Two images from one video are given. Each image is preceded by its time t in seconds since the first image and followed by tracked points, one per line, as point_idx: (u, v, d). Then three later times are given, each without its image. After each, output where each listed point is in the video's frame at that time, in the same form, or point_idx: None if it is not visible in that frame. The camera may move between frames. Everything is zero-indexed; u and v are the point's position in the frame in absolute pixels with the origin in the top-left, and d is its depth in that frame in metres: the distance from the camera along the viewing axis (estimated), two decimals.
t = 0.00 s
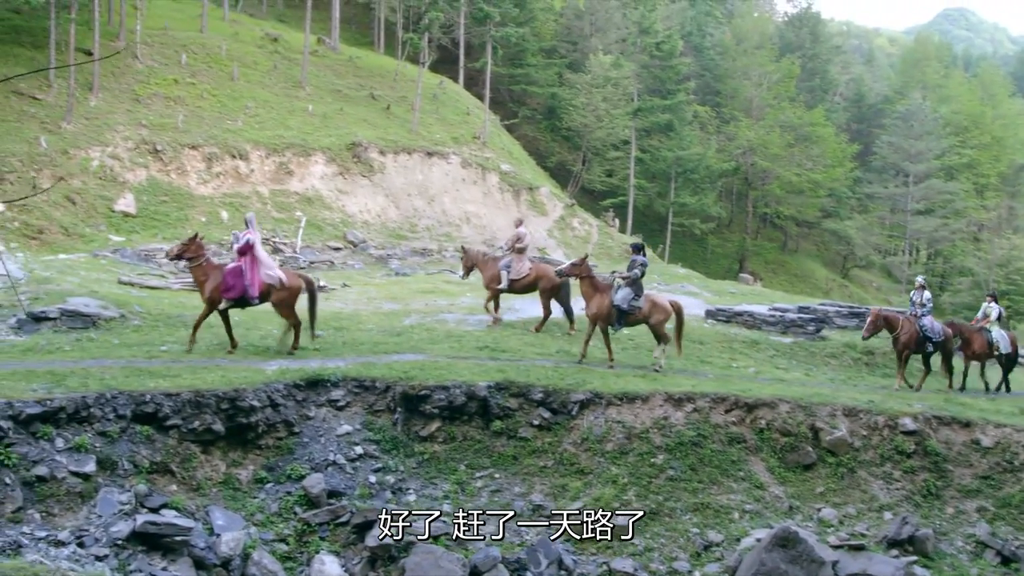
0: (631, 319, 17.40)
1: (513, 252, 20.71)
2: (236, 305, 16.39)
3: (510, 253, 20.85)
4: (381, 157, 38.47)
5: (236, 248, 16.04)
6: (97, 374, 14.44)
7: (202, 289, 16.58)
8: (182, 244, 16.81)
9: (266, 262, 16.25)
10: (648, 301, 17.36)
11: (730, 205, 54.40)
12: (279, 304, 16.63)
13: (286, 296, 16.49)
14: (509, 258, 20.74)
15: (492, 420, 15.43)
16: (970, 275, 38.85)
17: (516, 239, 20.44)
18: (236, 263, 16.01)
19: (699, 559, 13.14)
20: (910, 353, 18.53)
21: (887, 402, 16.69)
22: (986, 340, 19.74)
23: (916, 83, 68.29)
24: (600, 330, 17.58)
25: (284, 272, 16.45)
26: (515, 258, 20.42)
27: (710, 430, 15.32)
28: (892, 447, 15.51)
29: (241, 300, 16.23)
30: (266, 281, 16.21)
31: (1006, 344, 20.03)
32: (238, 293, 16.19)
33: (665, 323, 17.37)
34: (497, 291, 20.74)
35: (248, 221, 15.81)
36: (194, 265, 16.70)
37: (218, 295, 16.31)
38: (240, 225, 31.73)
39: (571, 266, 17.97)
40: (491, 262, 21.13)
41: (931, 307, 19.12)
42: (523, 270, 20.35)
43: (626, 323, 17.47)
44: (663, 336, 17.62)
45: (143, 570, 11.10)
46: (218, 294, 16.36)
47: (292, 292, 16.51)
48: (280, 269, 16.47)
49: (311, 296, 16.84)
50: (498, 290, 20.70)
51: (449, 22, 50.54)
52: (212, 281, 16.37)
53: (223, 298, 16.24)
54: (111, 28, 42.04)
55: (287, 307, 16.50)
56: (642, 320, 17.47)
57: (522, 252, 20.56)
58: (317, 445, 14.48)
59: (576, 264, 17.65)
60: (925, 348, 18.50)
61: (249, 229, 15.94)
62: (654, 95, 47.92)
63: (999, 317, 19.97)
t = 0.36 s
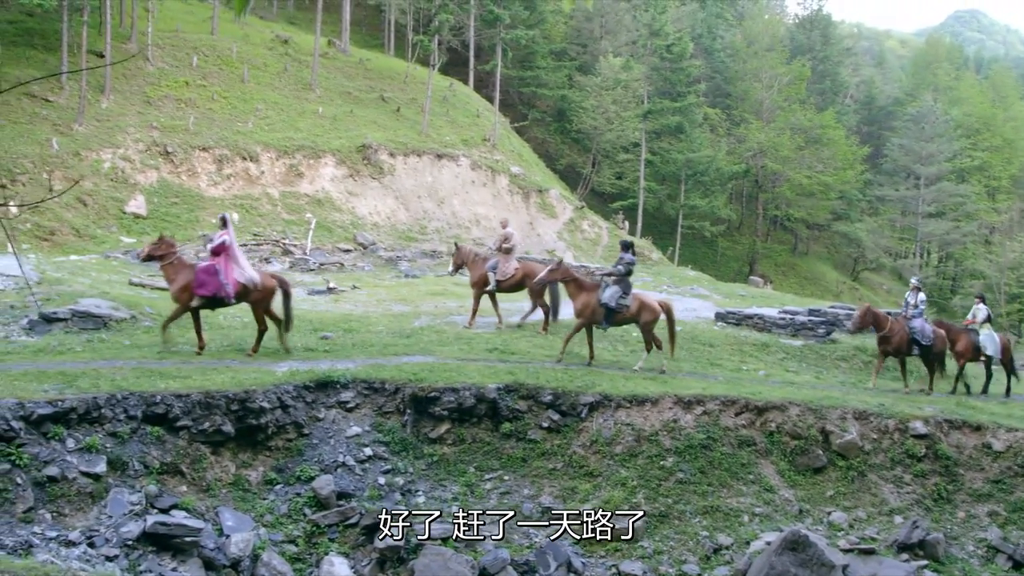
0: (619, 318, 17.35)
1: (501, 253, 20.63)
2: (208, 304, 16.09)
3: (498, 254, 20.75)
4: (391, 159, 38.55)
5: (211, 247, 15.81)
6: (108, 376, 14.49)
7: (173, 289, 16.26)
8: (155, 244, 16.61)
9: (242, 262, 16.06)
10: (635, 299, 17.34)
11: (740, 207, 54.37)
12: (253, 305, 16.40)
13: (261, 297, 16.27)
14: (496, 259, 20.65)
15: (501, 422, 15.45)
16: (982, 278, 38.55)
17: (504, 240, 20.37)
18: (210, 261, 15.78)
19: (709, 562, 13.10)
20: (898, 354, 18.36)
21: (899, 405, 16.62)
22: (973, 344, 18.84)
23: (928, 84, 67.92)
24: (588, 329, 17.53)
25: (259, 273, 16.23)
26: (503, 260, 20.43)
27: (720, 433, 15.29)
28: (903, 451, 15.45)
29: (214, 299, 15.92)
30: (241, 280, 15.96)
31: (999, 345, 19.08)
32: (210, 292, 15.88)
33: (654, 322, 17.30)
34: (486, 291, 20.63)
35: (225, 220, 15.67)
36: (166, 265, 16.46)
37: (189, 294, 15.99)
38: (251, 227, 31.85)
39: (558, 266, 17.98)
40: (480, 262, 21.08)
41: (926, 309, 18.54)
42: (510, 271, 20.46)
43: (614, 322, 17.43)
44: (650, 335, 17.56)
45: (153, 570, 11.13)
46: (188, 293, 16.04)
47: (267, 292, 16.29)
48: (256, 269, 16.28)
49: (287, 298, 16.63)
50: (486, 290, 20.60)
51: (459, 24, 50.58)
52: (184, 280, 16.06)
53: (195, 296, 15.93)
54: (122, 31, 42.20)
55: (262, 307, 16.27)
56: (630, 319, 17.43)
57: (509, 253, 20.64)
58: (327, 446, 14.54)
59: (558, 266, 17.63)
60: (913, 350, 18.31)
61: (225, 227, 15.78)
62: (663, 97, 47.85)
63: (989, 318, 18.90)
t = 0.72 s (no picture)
0: (602, 316, 17.23)
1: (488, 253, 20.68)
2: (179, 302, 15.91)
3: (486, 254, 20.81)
4: (397, 159, 38.60)
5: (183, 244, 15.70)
6: (113, 375, 14.52)
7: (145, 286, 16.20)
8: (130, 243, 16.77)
9: (212, 258, 15.74)
10: (616, 296, 17.19)
11: (745, 207, 54.37)
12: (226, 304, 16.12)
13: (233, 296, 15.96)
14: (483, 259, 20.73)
15: (506, 422, 15.47)
16: (988, 278, 38.38)
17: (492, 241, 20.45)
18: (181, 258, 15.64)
19: (714, 562, 13.09)
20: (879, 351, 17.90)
21: (904, 406, 16.59)
22: (955, 343, 18.41)
23: (934, 84, 67.78)
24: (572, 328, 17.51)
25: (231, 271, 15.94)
26: (489, 259, 20.60)
27: (725, 433, 15.27)
28: (909, 451, 15.41)
29: (184, 296, 15.73)
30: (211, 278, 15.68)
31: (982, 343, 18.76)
32: (181, 289, 15.71)
33: (637, 318, 17.03)
34: (471, 290, 20.71)
35: (198, 217, 15.57)
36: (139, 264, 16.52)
37: (160, 292, 15.86)
38: (256, 227, 31.92)
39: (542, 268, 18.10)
40: (467, 262, 21.22)
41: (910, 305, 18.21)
42: (497, 270, 20.57)
43: (598, 320, 17.32)
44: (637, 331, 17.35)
45: (158, 569, 11.14)
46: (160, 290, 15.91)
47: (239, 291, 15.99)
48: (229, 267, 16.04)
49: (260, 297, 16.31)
50: (471, 289, 20.66)
51: (464, 25, 50.58)
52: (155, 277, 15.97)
53: (165, 293, 15.80)
54: (128, 31, 42.29)
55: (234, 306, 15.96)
56: (614, 316, 17.27)
57: (497, 253, 20.76)
58: (332, 446, 14.58)
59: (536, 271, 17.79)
60: (895, 347, 17.81)
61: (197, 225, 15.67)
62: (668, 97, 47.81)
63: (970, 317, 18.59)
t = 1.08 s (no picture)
0: (587, 316, 17.25)
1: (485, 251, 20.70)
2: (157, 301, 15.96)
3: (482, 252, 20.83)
4: (405, 160, 38.66)
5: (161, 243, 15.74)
6: (123, 375, 14.55)
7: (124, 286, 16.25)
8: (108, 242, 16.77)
9: (192, 258, 15.87)
10: (601, 296, 17.14)
11: (754, 208, 54.30)
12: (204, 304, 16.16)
13: (210, 295, 16.00)
14: (480, 257, 20.75)
15: (514, 423, 15.47)
16: (999, 279, 38.15)
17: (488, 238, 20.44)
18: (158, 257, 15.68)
19: (723, 564, 13.07)
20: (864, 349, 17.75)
21: (914, 408, 16.54)
22: (939, 340, 18.60)
23: (944, 85, 67.59)
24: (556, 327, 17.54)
25: (209, 270, 15.99)
26: (486, 258, 20.63)
27: (734, 435, 15.25)
28: (918, 454, 15.35)
29: (162, 296, 15.77)
30: (189, 277, 15.75)
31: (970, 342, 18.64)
32: (159, 289, 15.77)
33: (623, 317, 17.03)
34: (470, 290, 20.81)
35: (176, 217, 15.59)
36: (118, 263, 16.55)
37: (138, 291, 15.92)
38: (266, 227, 32.00)
39: (531, 264, 18.03)
40: (464, 261, 21.25)
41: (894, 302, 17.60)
42: (494, 269, 20.61)
43: (582, 319, 17.36)
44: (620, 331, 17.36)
45: (167, 569, 11.18)
46: (138, 290, 15.97)
47: (217, 290, 16.02)
48: (207, 266, 16.08)
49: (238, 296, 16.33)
50: (470, 289, 20.74)
51: (474, 25, 50.61)
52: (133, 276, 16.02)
53: (143, 292, 15.84)
54: (138, 31, 42.45)
55: (212, 306, 16.01)
56: (598, 316, 17.28)
57: (494, 251, 20.78)
58: (340, 446, 14.61)
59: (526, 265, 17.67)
60: (879, 345, 17.65)
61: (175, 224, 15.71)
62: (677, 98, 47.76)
63: (954, 315, 18.59)
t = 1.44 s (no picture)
0: (579, 312, 17.25)
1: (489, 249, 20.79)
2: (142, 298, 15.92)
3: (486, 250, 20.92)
4: (420, 159, 38.71)
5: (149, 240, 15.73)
6: (139, 373, 14.61)
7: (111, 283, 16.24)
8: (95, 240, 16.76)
9: (179, 256, 15.84)
10: (595, 293, 17.15)
11: (768, 207, 54.11)
12: (189, 301, 16.09)
13: (196, 293, 15.94)
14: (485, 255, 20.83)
15: (529, 422, 15.47)
16: (1017, 279, 37.78)
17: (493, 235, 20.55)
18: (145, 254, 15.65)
19: (737, 564, 13.02)
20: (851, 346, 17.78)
21: (931, 408, 16.44)
22: (932, 337, 18.27)
23: (961, 84, 67.12)
24: (548, 323, 17.54)
25: (195, 267, 15.94)
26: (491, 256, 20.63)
27: (749, 434, 15.19)
28: (935, 454, 15.26)
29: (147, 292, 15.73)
30: (174, 274, 15.71)
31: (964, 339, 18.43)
32: (144, 286, 15.72)
33: (615, 314, 17.00)
34: (475, 288, 20.83)
35: (164, 214, 15.59)
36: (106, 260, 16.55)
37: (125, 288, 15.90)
38: (281, 226, 32.11)
39: (526, 258, 18.08)
40: (470, 260, 21.40)
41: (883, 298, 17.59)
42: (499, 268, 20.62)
43: (574, 316, 17.34)
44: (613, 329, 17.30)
45: (183, 566, 11.24)
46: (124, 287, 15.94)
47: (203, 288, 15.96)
48: (194, 264, 16.04)
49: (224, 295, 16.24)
50: (475, 288, 20.77)
51: (487, 24, 50.61)
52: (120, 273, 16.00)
53: (129, 289, 15.81)
54: (155, 32, 42.67)
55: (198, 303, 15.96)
56: (591, 313, 17.24)
57: (499, 250, 20.81)
58: (355, 444, 14.65)
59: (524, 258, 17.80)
60: (864, 342, 17.68)
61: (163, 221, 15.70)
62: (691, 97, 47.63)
63: (950, 312, 18.21)
